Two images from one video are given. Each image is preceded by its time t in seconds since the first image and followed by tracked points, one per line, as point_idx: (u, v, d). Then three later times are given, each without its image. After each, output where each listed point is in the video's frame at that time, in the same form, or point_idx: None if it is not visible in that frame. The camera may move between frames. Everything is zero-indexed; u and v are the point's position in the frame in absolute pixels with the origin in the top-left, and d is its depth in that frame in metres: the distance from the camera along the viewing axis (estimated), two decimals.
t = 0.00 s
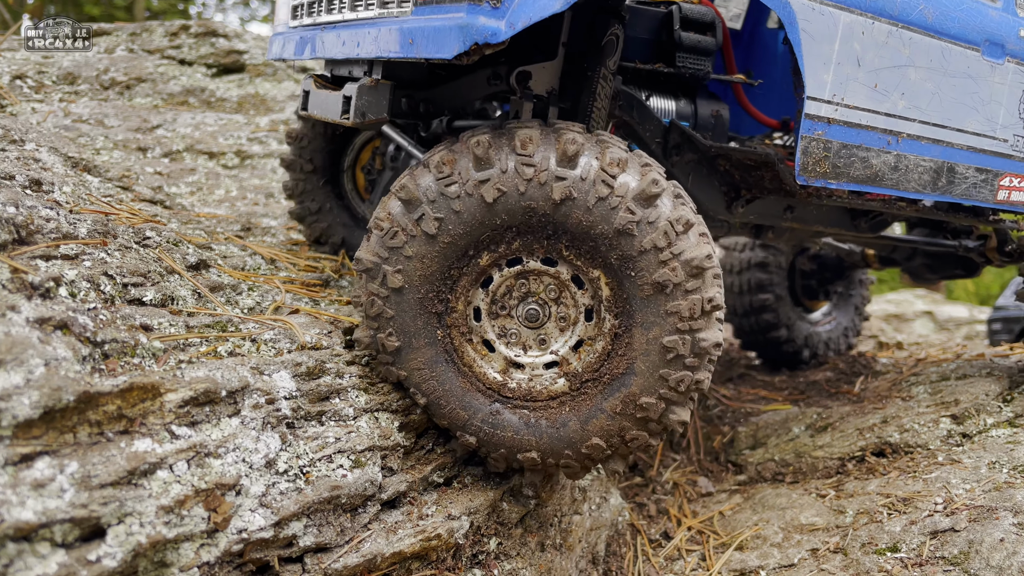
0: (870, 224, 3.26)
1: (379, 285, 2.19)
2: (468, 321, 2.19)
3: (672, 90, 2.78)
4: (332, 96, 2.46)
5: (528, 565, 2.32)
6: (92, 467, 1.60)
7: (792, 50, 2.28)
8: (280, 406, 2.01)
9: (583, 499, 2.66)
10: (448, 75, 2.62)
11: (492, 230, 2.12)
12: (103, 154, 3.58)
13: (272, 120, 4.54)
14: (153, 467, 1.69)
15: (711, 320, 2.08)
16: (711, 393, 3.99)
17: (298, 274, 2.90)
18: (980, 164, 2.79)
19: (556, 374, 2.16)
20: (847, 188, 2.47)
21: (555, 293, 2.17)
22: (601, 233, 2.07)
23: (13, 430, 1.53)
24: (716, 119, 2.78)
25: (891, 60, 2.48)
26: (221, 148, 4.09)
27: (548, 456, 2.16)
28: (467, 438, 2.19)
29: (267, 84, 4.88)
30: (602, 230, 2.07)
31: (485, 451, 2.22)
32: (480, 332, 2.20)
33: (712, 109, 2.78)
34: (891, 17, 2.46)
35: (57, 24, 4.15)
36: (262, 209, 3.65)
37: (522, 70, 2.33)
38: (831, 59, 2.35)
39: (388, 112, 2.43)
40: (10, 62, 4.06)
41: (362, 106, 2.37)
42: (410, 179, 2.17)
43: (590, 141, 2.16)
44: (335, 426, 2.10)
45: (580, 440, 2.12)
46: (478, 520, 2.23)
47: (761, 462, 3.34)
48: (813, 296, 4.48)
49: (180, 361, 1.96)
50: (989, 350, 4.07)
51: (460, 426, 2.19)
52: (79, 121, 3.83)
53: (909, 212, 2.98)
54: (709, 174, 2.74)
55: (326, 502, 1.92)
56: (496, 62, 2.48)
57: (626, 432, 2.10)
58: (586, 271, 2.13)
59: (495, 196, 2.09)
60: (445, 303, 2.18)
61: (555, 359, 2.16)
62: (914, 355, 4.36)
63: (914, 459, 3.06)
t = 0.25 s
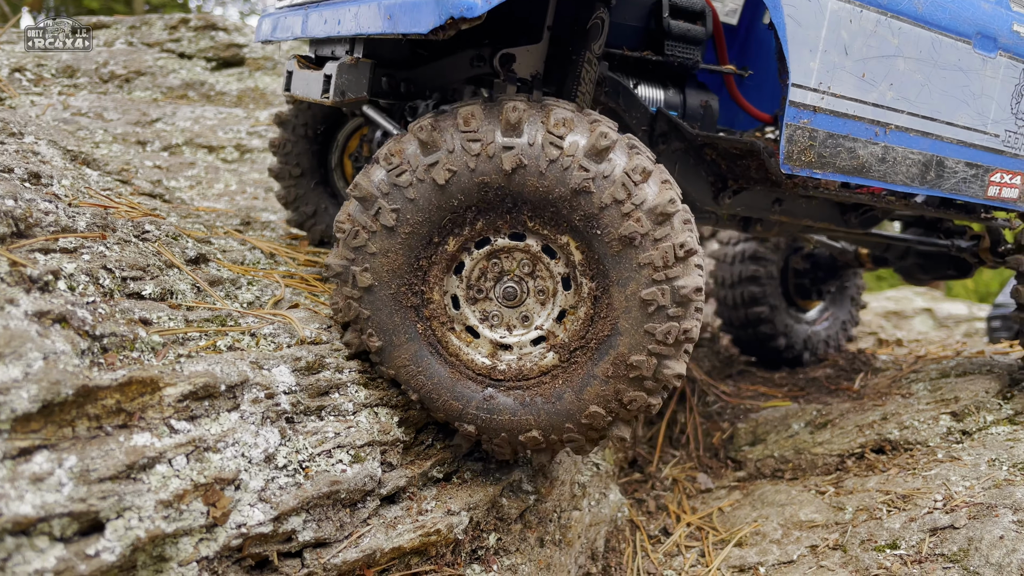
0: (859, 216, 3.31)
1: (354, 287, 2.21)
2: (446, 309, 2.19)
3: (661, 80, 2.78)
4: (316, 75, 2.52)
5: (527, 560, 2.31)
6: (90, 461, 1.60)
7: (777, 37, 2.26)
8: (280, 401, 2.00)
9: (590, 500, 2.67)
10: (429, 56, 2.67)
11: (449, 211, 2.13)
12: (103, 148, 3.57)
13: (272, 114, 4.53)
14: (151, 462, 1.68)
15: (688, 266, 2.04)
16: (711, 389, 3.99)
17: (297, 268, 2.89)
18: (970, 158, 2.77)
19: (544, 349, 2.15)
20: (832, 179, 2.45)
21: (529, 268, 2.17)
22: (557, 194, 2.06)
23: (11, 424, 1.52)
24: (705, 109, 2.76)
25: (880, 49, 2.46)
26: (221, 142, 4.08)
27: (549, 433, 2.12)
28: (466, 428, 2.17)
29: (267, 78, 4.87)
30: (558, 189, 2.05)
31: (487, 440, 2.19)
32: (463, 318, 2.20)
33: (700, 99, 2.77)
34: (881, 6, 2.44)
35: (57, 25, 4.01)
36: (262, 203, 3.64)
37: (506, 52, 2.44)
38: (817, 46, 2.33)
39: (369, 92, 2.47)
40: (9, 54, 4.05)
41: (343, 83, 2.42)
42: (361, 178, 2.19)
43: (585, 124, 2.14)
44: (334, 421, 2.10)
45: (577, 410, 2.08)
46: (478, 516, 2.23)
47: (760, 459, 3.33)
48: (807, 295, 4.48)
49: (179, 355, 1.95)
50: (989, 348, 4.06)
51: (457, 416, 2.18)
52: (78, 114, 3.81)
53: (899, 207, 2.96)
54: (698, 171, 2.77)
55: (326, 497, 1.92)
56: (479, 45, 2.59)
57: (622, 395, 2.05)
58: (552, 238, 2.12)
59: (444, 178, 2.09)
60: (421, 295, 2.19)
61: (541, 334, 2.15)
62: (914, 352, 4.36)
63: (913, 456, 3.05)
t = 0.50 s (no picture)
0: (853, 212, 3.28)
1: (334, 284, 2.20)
2: (429, 297, 2.20)
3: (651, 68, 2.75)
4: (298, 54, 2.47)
5: (529, 556, 2.29)
6: (93, 455, 1.58)
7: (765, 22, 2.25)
8: (282, 395, 1.99)
9: (591, 502, 2.65)
10: (414, 37, 2.62)
11: (410, 195, 2.12)
12: (103, 140, 3.55)
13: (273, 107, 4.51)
14: (154, 456, 1.67)
15: (662, 213, 2.02)
16: (712, 385, 3.98)
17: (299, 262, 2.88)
18: (964, 151, 2.75)
19: (534, 323, 2.14)
20: (821, 168, 2.44)
21: (507, 242, 2.17)
22: (515, 159, 2.04)
23: (13, 417, 1.51)
24: (696, 100, 2.75)
25: (871, 36, 2.45)
26: (222, 135, 4.06)
27: (550, 407, 2.08)
28: (467, 414, 2.15)
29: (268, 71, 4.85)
30: (518, 155, 2.04)
31: (492, 425, 2.16)
32: (449, 302, 2.20)
33: (692, 88, 2.74)
34: None
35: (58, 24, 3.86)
36: (263, 197, 3.62)
37: (490, 35, 2.33)
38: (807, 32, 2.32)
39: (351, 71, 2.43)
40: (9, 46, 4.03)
41: (324, 63, 2.37)
42: (322, 177, 2.18)
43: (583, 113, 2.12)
44: (337, 416, 2.09)
45: (575, 378, 2.04)
46: (480, 511, 2.22)
47: (762, 455, 3.33)
48: (802, 293, 4.45)
49: (181, 349, 1.94)
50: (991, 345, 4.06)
51: (456, 402, 2.15)
52: (78, 106, 3.80)
53: (893, 201, 2.95)
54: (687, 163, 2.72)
55: (328, 492, 1.91)
56: (465, 25, 2.50)
57: (618, 354, 2.01)
58: (522, 206, 2.12)
59: (399, 164, 2.09)
60: (402, 286, 2.19)
61: (529, 308, 2.15)
62: (916, 349, 4.35)
63: (915, 453, 3.05)
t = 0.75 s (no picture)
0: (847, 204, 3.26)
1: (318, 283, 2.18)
2: (413, 283, 2.17)
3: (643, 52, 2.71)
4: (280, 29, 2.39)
5: (534, 553, 2.27)
6: (95, 451, 1.56)
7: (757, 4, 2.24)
8: (287, 390, 1.97)
9: (595, 503, 2.62)
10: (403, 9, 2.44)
11: (374, 180, 2.10)
12: (103, 131, 3.52)
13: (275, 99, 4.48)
14: (157, 451, 1.65)
15: (631, 151, 2.01)
16: (716, 381, 3.96)
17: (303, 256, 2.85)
18: (961, 143, 2.72)
19: (524, 293, 2.12)
20: (813, 155, 2.43)
21: (482, 212, 2.14)
22: (474, 124, 2.02)
23: (15, 412, 1.49)
24: (690, 86, 2.71)
25: (866, 22, 2.42)
26: (223, 127, 4.02)
27: (554, 374, 2.04)
28: (470, 395, 2.10)
29: (269, 62, 4.80)
30: (476, 120, 2.02)
31: (498, 405, 2.12)
32: (435, 284, 2.18)
33: (685, 75, 2.71)
34: None
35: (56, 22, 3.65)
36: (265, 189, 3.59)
37: (477, 12, 2.24)
38: (799, 16, 2.31)
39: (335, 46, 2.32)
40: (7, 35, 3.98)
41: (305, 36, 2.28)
42: (285, 180, 2.16)
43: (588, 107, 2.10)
44: (342, 411, 2.07)
45: (574, 337, 2.02)
46: (486, 508, 2.20)
47: (766, 452, 3.30)
48: (799, 292, 4.39)
49: (185, 342, 1.92)
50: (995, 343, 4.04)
51: (456, 385, 2.11)
52: (78, 97, 3.76)
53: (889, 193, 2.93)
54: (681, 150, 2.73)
55: (334, 488, 1.88)
56: None
57: (614, 304, 1.98)
58: (491, 173, 2.09)
59: (358, 150, 2.07)
60: (384, 277, 2.17)
61: (517, 277, 2.13)
62: (920, 346, 4.33)
63: (921, 451, 3.03)
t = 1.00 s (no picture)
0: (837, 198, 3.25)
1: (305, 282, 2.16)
2: (395, 269, 2.14)
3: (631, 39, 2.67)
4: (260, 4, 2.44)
5: (536, 550, 2.26)
6: (96, 446, 1.54)
7: None
8: (289, 385, 1.96)
9: (596, 502, 2.62)
10: None
11: (335, 169, 2.08)
12: (102, 123, 3.49)
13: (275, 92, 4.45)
14: (158, 446, 1.63)
15: (584, 89, 1.99)
16: (717, 378, 3.95)
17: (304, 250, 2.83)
18: (951, 136, 2.71)
19: (506, 259, 2.09)
20: (797, 142, 2.39)
21: (450, 183, 2.12)
22: (420, 93, 1.99)
23: (14, 406, 1.47)
24: (679, 74, 2.68)
25: (856, 9, 2.39)
26: (223, 120, 3.99)
27: (552, 334, 2.00)
28: (474, 369, 2.05)
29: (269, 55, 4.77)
30: (422, 91, 1.99)
31: (504, 376, 2.07)
32: (417, 263, 2.15)
33: (674, 63, 2.68)
34: None
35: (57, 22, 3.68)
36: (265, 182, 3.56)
37: None
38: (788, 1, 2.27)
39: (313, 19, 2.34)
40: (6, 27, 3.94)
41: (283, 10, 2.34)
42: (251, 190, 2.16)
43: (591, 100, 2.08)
44: (344, 406, 2.05)
45: (564, 291, 1.98)
46: (489, 504, 2.18)
47: (768, 449, 3.29)
48: (793, 290, 4.44)
49: (186, 337, 1.90)
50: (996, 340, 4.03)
51: (456, 362, 2.06)
52: (78, 89, 3.73)
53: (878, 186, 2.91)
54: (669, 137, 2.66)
55: (336, 484, 1.87)
56: None
57: (601, 247, 1.94)
58: (451, 140, 2.06)
59: (312, 142, 2.04)
60: (368, 269, 2.15)
61: (498, 242, 2.10)
62: (922, 343, 4.31)
63: (924, 448, 3.02)
